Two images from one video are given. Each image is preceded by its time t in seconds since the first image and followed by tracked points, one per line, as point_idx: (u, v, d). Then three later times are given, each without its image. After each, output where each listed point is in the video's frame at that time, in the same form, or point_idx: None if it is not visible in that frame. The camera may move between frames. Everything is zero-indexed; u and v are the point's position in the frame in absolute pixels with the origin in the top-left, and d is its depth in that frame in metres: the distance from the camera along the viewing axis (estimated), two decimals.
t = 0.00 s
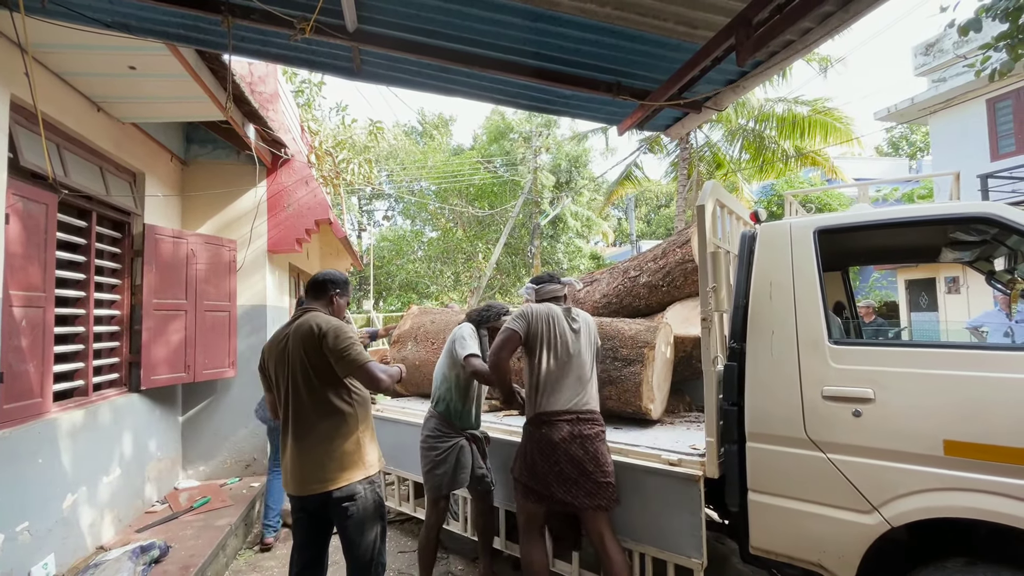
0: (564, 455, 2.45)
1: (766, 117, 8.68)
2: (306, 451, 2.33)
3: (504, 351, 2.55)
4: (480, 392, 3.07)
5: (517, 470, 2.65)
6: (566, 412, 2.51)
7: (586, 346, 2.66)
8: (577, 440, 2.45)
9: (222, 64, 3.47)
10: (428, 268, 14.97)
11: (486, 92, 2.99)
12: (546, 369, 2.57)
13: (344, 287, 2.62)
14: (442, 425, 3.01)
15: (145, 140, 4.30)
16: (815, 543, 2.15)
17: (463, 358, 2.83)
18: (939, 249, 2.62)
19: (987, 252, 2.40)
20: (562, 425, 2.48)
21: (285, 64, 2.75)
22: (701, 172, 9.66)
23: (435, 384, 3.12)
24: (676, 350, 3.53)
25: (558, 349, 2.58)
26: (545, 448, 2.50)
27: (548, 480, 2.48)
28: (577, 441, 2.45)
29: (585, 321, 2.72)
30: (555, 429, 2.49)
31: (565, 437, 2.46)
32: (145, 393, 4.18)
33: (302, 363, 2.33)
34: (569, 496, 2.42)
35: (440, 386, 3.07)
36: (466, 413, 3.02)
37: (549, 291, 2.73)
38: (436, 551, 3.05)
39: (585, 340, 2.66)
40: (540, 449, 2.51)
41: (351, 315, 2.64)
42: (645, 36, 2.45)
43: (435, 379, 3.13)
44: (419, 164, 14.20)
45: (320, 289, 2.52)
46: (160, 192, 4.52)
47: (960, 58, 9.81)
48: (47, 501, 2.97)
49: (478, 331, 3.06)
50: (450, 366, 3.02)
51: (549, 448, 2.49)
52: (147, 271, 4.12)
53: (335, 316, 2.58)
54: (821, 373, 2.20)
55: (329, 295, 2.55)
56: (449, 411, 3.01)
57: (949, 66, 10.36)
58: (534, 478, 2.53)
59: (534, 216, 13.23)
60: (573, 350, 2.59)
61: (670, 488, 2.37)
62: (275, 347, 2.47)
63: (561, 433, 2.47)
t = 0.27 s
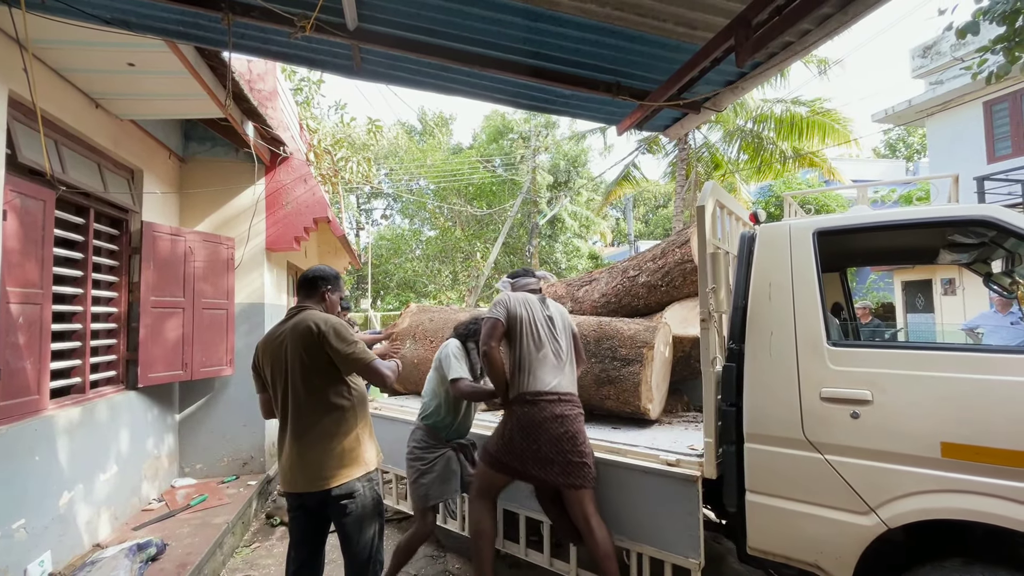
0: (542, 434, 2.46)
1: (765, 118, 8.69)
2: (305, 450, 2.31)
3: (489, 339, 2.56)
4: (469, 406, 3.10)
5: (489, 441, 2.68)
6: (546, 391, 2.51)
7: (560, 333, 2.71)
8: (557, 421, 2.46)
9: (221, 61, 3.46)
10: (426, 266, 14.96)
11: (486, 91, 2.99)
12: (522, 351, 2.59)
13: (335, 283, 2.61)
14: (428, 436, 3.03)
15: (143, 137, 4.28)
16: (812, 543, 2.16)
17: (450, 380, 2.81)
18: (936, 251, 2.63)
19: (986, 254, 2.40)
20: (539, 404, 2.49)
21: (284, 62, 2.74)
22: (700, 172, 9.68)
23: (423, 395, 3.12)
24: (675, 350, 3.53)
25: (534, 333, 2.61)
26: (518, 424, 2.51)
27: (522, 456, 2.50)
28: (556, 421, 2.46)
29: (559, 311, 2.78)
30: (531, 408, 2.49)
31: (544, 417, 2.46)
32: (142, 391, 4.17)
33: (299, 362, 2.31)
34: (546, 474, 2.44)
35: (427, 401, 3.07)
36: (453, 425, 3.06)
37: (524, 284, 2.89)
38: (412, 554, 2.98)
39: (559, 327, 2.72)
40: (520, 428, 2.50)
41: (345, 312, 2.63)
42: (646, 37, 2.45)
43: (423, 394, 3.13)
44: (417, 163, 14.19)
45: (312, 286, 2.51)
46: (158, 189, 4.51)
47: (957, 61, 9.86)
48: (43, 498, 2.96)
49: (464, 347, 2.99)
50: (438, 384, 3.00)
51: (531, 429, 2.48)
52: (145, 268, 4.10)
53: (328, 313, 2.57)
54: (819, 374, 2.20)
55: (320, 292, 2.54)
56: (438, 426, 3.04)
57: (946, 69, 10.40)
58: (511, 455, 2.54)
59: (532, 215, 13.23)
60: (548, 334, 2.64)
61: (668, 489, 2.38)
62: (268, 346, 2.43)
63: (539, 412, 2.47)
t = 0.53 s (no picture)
0: (529, 412, 2.57)
1: (763, 120, 8.72)
2: (303, 449, 2.31)
3: (472, 338, 2.65)
4: (447, 421, 3.12)
5: (473, 421, 2.76)
6: (531, 375, 2.65)
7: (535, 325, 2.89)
8: (543, 402, 2.58)
9: (220, 58, 3.45)
10: (424, 265, 14.95)
11: (485, 91, 2.99)
12: (503, 342, 2.73)
13: (332, 281, 2.61)
14: (403, 451, 3.06)
15: (142, 134, 4.27)
16: (807, 543, 2.17)
17: (436, 393, 2.85)
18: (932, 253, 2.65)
19: (981, 256, 2.42)
20: (522, 384, 2.61)
21: (283, 60, 2.74)
22: (697, 173, 9.70)
23: (401, 411, 3.16)
24: (672, 350, 3.54)
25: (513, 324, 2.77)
26: (506, 404, 2.61)
27: (510, 432, 2.61)
28: (545, 402, 2.58)
29: (532, 308, 2.95)
30: (517, 390, 2.61)
31: (530, 397, 2.58)
32: (139, 388, 4.16)
33: (297, 362, 2.31)
34: (532, 449, 2.58)
35: (406, 415, 3.12)
36: (430, 440, 3.08)
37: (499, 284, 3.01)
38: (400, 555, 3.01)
39: (533, 320, 2.89)
40: (508, 408, 2.60)
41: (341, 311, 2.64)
42: (644, 38, 2.46)
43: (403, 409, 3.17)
44: (416, 162, 14.18)
45: (310, 284, 2.51)
46: (156, 187, 4.50)
47: (953, 64, 9.93)
48: (40, 496, 2.95)
49: (442, 361, 3.02)
50: (418, 400, 3.07)
51: (520, 409, 2.58)
52: (143, 265, 4.09)
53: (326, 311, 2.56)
54: (815, 375, 2.22)
55: (319, 290, 2.54)
56: (415, 440, 3.07)
57: (942, 72, 10.46)
58: (500, 433, 2.63)
59: (530, 215, 13.25)
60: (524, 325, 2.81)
61: (664, 488, 2.39)
62: (265, 344, 2.42)
63: (525, 391, 2.59)
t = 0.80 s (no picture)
0: (540, 414, 2.60)
1: (761, 122, 8.76)
2: (296, 447, 2.32)
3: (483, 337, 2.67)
4: (442, 418, 3.14)
5: (481, 415, 2.77)
6: (542, 379, 2.66)
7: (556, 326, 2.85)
8: (552, 404, 2.61)
9: (221, 58, 3.47)
10: (421, 265, 14.96)
11: (485, 92, 3.01)
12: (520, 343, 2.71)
13: (331, 283, 2.60)
14: (402, 448, 3.07)
15: (141, 133, 4.28)
16: (800, 542, 2.20)
17: (431, 390, 2.87)
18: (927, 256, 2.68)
19: (974, 260, 2.45)
20: (533, 386, 2.63)
21: (284, 60, 2.75)
22: (695, 175, 9.74)
23: (397, 408, 3.17)
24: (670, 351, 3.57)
25: (533, 326, 2.73)
26: (517, 403, 2.63)
27: (520, 432, 2.63)
28: (553, 400, 2.62)
29: (554, 306, 2.89)
30: (529, 392, 2.63)
31: (543, 399, 2.61)
32: (137, 386, 4.17)
33: (292, 360, 2.31)
34: (541, 450, 2.61)
35: (402, 411, 3.13)
36: (427, 438, 3.10)
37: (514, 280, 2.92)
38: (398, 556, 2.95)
39: (555, 322, 2.85)
40: (519, 407, 2.62)
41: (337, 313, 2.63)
42: (643, 42, 2.48)
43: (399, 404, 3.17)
44: (414, 162, 14.19)
45: (307, 284, 2.51)
46: (155, 185, 4.50)
47: (949, 68, 10.01)
48: (38, 493, 2.96)
49: (440, 357, 3.04)
50: (413, 396, 3.06)
51: (531, 408, 2.61)
52: (141, 263, 4.09)
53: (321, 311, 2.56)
54: (810, 376, 2.24)
55: (316, 290, 2.53)
56: (411, 438, 3.09)
57: (938, 76, 10.53)
58: (510, 432, 2.65)
59: (528, 215, 13.27)
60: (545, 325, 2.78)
61: (661, 487, 2.41)
62: (258, 341, 2.41)
63: (536, 393, 2.61)
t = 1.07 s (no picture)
0: (585, 450, 2.46)
1: (760, 124, 8.80)
2: (287, 446, 2.33)
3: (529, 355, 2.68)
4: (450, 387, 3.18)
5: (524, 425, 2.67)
6: (601, 413, 2.49)
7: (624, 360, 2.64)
8: (603, 436, 2.46)
9: (225, 59, 3.49)
10: (421, 266, 14.99)
11: (487, 94, 3.04)
12: (578, 371, 2.57)
13: (322, 281, 2.60)
14: (413, 418, 3.10)
15: (144, 133, 4.31)
16: (798, 540, 2.23)
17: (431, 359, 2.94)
18: (924, 259, 2.71)
19: (971, 263, 2.49)
20: (587, 419, 2.48)
21: (288, 62, 2.78)
22: (695, 176, 9.77)
23: (406, 377, 3.22)
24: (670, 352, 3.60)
25: (594, 358, 2.57)
26: (562, 429, 2.52)
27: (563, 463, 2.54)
28: (601, 441, 2.45)
29: (619, 333, 2.69)
30: (580, 424, 2.49)
31: (598, 428, 2.47)
32: (139, 384, 4.19)
33: (284, 359, 2.32)
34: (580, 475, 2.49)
35: (411, 381, 3.17)
36: (436, 408, 3.13)
37: (600, 296, 2.73)
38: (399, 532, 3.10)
39: (624, 353, 2.64)
40: (562, 435, 2.51)
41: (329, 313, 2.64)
42: (643, 46, 2.51)
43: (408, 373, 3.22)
44: (414, 162, 14.23)
45: (299, 283, 2.50)
46: (158, 184, 4.53)
47: (947, 72, 10.06)
48: (41, 489, 2.98)
49: (446, 327, 3.08)
50: (420, 363, 3.11)
51: (573, 441, 2.49)
52: (144, 262, 4.12)
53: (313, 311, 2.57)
54: (809, 376, 2.27)
55: (308, 290, 2.53)
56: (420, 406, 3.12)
57: (936, 79, 10.58)
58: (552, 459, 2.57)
59: (528, 216, 13.31)
60: (610, 358, 2.58)
61: (660, 485, 2.44)
62: (249, 340, 2.43)
63: (587, 426, 2.48)
